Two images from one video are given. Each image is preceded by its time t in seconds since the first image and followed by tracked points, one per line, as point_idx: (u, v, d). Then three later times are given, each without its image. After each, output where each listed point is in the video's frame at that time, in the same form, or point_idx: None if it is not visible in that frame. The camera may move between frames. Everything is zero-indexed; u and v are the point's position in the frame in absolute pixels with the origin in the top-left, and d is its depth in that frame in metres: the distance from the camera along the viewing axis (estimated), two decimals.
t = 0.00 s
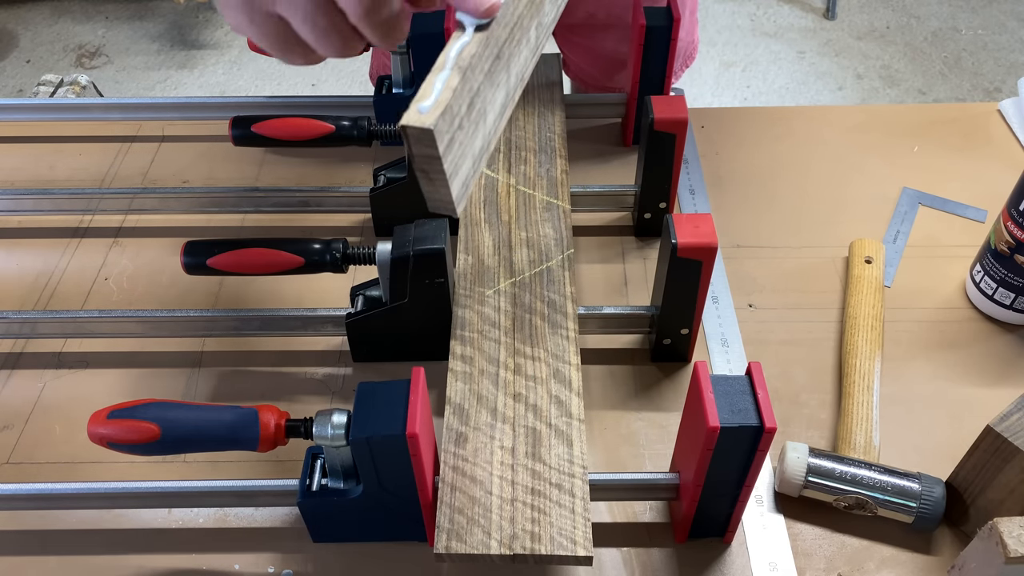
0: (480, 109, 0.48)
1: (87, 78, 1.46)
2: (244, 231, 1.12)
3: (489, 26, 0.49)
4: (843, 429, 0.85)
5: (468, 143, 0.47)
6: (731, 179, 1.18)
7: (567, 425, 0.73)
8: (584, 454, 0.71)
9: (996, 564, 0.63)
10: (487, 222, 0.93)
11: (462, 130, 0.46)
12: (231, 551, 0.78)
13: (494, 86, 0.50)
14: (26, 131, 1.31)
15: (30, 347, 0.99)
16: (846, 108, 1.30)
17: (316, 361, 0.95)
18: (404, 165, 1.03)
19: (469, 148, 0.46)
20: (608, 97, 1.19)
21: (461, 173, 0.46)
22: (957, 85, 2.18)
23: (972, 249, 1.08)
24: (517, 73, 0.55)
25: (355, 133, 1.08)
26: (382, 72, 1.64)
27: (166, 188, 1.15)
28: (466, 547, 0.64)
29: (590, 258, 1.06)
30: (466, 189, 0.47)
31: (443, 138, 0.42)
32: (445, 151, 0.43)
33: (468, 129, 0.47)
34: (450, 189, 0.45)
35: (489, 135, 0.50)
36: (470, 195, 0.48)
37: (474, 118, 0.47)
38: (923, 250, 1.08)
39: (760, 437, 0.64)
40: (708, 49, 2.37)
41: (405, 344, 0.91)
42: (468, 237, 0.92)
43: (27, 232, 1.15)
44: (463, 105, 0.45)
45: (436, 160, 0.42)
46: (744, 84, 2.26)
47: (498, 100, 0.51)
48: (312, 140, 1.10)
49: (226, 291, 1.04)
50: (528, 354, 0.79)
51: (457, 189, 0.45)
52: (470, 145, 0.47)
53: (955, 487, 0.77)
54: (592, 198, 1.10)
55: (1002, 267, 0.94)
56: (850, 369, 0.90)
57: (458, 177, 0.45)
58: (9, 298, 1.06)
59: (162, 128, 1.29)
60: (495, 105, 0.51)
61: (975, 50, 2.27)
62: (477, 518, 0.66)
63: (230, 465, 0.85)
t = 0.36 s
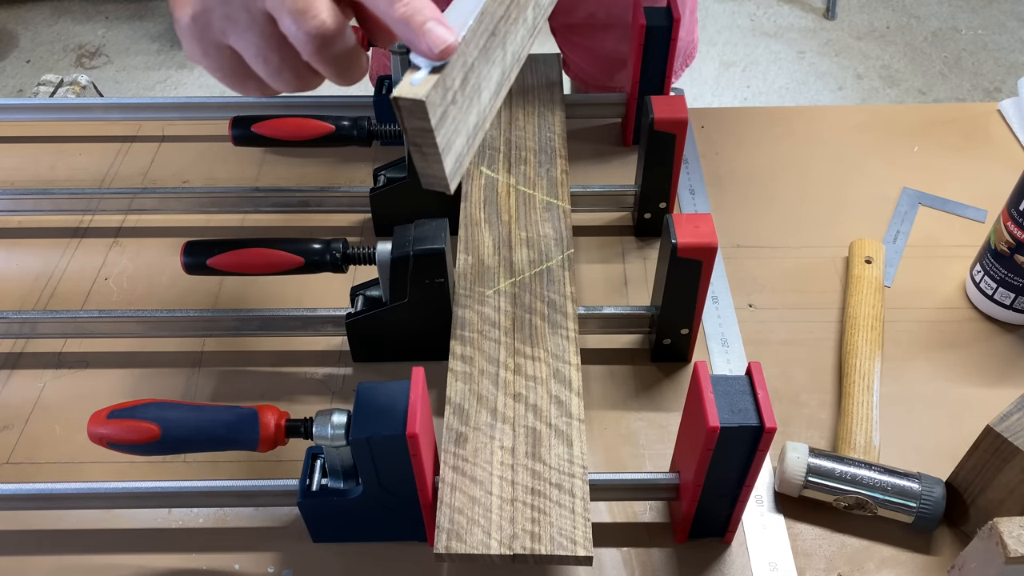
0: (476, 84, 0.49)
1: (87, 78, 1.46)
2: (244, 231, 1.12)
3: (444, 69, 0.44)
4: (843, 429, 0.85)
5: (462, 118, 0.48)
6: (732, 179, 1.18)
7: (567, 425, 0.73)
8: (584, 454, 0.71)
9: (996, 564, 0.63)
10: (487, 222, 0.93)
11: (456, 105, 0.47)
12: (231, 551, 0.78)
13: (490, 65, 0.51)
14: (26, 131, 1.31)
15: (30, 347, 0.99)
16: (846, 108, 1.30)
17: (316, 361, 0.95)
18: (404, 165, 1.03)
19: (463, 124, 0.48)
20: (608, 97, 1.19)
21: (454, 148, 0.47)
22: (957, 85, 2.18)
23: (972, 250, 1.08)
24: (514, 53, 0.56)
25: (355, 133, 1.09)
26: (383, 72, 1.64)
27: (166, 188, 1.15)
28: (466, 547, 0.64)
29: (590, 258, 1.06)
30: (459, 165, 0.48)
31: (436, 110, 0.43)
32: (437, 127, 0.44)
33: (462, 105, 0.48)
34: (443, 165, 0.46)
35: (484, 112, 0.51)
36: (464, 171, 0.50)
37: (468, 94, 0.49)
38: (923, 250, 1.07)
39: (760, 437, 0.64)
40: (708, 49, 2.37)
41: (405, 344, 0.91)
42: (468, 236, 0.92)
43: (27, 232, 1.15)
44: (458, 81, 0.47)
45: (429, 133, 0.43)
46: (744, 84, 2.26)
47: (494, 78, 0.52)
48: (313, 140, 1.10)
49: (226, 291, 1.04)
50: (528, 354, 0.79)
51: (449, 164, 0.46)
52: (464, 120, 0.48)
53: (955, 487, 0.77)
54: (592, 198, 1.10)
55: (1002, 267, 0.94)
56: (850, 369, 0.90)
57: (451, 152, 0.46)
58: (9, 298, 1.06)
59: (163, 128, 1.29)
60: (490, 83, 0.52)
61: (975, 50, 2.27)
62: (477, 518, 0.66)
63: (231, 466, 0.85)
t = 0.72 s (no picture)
0: (476, 72, 0.49)
1: (87, 78, 1.46)
2: (244, 231, 1.12)
3: (438, 67, 0.43)
4: (843, 429, 0.85)
5: (461, 103, 0.48)
6: (732, 179, 1.18)
7: (567, 425, 0.73)
8: (584, 454, 0.71)
9: (996, 564, 0.63)
10: (487, 222, 0.93)
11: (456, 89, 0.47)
12: (232, 551, 0.78)
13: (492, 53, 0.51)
14: (26, 131, 1.31)
15: (30, 347, 0.99)
16: (846, 108, 1.30)
17: (316, 361, 0.95)
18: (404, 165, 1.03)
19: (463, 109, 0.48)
20: (608, 97, 1.19)
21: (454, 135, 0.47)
22: (957, 85, 2.18)
23: (972, 250, 1.08)
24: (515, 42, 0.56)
25: (355, 133, 1.09)
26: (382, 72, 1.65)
27: (166, 188, 1.15)
28: (466, 547, 0.64)
29: (590, 258, 1.06)
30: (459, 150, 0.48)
31: (436, 96, 0.43)
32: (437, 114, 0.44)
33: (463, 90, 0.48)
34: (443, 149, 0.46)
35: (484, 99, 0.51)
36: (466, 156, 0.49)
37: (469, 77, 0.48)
38: (923, 250, 1.07)
39: (760, 437, 0.64)
40: (708, 49, 2.37)
41: (405, 344, 0.91)
42: (468, 236, 0.92)
43: (27, 232, 1.15)
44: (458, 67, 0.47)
45: (427, 119, 0.43)
46: (744, 84, 2.26)
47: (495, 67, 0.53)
48: (312, 140, 1.10)
49: (226, 291, 1.04)
50: (528, 354, 0.79)
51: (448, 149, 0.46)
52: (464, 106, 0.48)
53: (955, 487, 0.77)
54: (592, 198, 1.10)
55: (1002, 267, 0.94)
56: (850, 369, 0.90)
57: (451, 136, 0.46)
58: (9, 298, 1.06)
59: (162, 129, 1.29)
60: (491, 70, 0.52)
61: (975, 50, 2.27)
62: (477, 518, 0.66)
63: (231, 466, 0.85)
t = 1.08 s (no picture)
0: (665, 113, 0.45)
1: (87, 78, 1.46)
2: (244, 231, 1.12)
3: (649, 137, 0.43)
4: (843, 429, 0.85)
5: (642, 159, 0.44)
6: (732, 179, 1.18)
7: (567, 425, 0.73)
8: (584, 454, 0.71)
9: (996, 564, 0.63)
10: (487, 222, 0.93)
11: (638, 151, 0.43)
12: (231, 551, 0.78)
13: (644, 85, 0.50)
14: (26, 131, 1.31)
15: (30, 347, 0.99)
16: (846, 108, 1.30)
17: (315, 361, 0.95)
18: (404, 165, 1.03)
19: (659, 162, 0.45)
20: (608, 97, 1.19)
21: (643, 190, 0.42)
22: (957, 85, 2.18)
23: (972, 250, 1.08)
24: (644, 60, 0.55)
25: (355, 133, 1.09)
26: (382, 72, 1.65)
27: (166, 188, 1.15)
28: (466, 547, 0.64)
29: (590, 258, 1.06)
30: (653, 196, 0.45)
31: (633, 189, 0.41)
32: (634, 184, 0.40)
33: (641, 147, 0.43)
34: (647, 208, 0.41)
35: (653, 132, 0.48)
36: (627, 226, 0.51)
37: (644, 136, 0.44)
38: (924, 250, 1.08)
39: (760, 437, 0.64)
40: (708, 49, 2.37)
41: (405, 344, 0.91)
42: (468, 236, 0.92)
43: (27, 233, 1.15)
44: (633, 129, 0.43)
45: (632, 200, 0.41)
46: (744, 84, 2.26)
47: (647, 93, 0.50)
48: (312, 140, 1.10)
49: (226, 291, 1.04)
50: (528, 354, 0.79)
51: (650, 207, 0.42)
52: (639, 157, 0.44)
53: (955, 487, 0.77)
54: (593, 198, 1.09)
55: (1002, 267, 0.94)
56: (850, 369, 0.90)
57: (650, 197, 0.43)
58: (9, 298, 1.06)
59: (162, 128, 1.29)
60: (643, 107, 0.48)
61: (975, 50, 2.27)
62: (477, 518, 0.66)
63: (231, 466, 0.85)
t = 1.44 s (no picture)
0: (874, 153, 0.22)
1: (87, 78, 1.46)
2: (244, 231, 1.12)
3: None
4: (843, 429, 0.85)
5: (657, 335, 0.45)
6: (732, 180, 1.18)
7: (567, 425, 0.73)
8: (584, 454, 0.71)
9: (996, 564, 0.63)
10: (487, 222, 0.93)
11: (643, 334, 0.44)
12: (231, 551, 0.78)
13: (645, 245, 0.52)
14: (26, 131, 1.31)
15: (30, 347, 0.99)
16: (846, 108, 1.30)
17: (315, 361, 0.95)
18: (404, 165, 1.03)
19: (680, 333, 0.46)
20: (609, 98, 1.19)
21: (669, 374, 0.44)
22: (957, 85, 2.18)
23: (972, 250, 1.08)
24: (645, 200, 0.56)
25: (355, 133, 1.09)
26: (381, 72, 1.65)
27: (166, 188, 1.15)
28: (466, 547, 0.64)
29: (591, 258, 1.06)
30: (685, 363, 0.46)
31: None
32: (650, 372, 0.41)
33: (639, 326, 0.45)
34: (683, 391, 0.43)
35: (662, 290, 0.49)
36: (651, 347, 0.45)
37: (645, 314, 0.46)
38: (924, 250, 1.08)
39: (760, 437, 0.64)
40: (708, 49, 2.37)
41: (406, 345, 0.91)
42: (468, 236, 0.92)
43: (27, 233, 1.15)
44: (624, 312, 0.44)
45: None
46: (744, 84, 2.26)
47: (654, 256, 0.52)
48: (312, 140, 1.10)
49: (227, 291, 1.04)
50: (528, 354, 0.79)
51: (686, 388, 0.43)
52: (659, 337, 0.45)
53: (955, 487, 0.77)
54: (593, 198, 1.08)
55: (1002, 267, 0.94)
56: (850, 369, 0.90)
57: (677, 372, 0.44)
58: (9, 298, 1.06)
59: (163, 128, 1.29)
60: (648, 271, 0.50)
61: (975, 50, 2.27)
62: (477, 518, 0.66)
63: (231, 465, 0.85)
